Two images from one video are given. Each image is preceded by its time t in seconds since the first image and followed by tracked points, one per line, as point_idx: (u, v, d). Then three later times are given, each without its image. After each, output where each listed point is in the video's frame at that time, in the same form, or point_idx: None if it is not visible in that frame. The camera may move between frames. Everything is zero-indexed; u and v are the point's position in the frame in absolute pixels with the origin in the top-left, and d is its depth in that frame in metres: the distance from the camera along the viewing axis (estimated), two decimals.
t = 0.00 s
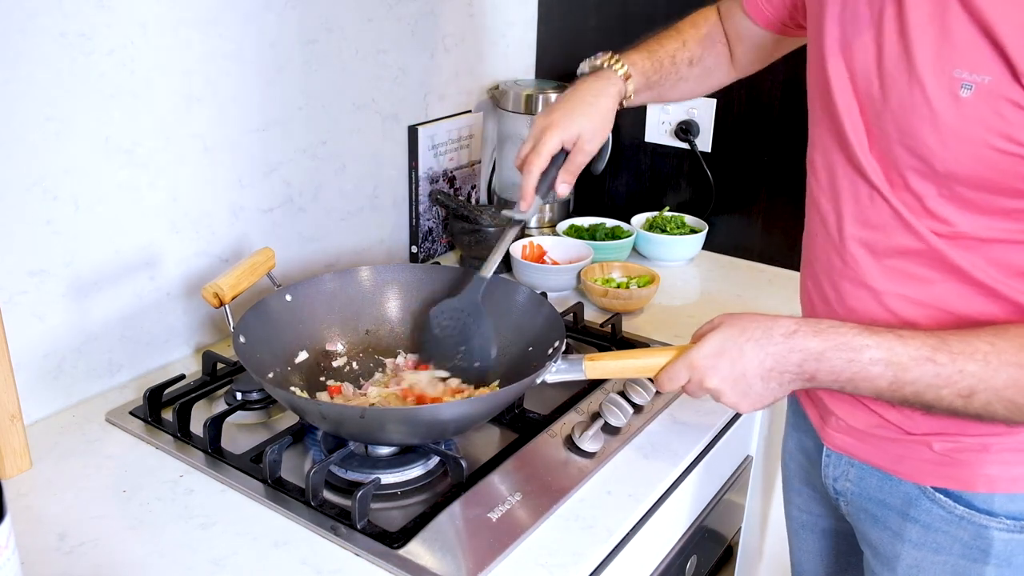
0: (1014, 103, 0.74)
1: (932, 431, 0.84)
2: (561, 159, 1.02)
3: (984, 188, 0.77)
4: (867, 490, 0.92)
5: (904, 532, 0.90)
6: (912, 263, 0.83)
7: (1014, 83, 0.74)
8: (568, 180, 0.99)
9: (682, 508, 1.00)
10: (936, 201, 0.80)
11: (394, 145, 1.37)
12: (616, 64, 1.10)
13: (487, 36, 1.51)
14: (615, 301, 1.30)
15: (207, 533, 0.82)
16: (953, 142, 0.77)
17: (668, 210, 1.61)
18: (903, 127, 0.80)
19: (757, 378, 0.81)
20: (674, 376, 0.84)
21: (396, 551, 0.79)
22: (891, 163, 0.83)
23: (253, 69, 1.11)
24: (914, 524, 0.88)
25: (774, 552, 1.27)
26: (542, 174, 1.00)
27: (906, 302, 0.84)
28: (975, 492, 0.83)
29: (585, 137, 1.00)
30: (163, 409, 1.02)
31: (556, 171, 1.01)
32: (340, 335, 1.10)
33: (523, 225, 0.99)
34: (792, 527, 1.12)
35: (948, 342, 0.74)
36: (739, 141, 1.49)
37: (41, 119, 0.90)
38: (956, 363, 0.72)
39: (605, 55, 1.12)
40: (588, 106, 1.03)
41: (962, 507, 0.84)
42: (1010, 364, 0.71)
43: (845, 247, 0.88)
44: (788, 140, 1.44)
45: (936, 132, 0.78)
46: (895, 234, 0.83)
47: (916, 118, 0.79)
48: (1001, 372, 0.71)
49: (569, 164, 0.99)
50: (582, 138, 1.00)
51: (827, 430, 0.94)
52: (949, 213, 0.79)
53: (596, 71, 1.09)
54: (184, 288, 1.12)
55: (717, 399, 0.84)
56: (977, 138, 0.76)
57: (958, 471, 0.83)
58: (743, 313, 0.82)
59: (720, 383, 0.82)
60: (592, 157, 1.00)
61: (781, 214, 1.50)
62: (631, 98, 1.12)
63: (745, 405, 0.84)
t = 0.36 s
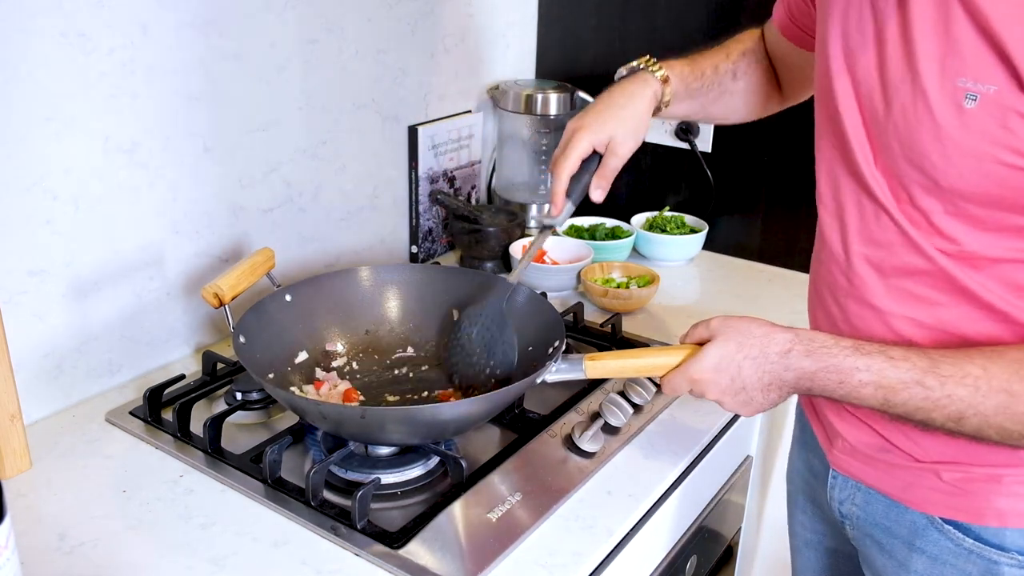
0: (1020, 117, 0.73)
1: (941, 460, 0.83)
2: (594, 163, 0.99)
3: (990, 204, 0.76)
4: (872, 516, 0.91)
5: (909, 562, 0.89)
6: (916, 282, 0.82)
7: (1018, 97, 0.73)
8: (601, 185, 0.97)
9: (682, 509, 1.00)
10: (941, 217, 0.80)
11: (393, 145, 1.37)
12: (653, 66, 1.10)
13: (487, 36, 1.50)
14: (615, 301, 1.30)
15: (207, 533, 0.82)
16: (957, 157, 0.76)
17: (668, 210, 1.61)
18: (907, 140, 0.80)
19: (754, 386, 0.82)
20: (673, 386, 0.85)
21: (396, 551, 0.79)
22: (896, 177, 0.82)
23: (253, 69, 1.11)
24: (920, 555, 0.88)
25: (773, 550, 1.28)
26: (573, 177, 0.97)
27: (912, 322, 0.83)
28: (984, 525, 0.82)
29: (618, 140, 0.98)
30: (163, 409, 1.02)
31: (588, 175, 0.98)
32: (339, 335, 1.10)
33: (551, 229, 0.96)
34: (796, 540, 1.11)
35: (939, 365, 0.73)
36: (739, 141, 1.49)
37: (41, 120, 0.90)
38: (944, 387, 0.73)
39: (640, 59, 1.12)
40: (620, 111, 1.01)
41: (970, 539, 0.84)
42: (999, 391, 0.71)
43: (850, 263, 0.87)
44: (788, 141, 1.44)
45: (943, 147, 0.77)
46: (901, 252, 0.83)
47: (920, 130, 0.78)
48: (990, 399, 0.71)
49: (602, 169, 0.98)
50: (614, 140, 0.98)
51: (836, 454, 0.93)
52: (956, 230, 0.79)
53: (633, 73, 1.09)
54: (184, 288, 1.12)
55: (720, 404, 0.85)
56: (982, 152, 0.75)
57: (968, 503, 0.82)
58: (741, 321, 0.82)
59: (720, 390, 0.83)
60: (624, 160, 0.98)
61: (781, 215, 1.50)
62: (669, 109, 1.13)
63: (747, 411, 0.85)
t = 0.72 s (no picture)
0: (1008, 129, 0.71)
1: (922, 478, 0.81)
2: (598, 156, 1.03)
3: (975, 219, 0.74)
4: (856, 530, 0.90)
5: None
6: (901, 296, 0.81)
7: (1008, 108, 0.71)
8: (597, 180, 1.00)
9: (682, 509, 1.00)
10: (927, 230, 0.78)
11: (393, 144, 1.37)
12: (675, 78, 1.10)
13: (487, 37, 1.51)
14: (615, 301, 1.30)
15: (205, 534, 0.82)
16: (944, 168, 0.74)
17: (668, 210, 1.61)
18: (897, 150, 0.78)
19: (749, 389, 0.82)
20: (670, 386, 0.84)
21: (396, 551, 0.79)
22: (886, 186, 0.80)
23: (253, 69, 1.11)
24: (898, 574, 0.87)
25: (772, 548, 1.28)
26: (572, 167, 1.01)
27: (896, 336, 0.82)
28: (960, 547, 0.80)
29: (622, 138, 1.02)
30: (163, 409, 1.02)
31: (588, 168, 1.01)
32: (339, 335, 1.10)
33: (540, 214, 1.00)
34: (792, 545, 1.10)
35: (923, 381, 0.72)
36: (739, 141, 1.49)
37: (41, 120, 0.90)
38: (926, 403, 0.71)
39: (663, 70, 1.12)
40: (634, 112, 1.04)
41: (948, 561, 0.82)
42: (975, 412, 0.70)
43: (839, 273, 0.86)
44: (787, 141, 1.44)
45: (929, 157, 0.75)
46: (888, 263, 0.81)
47: (910, 140, 0.77)
48: (968, 420, 0.70)
49: (602, 165, 1.01)
50: (618, 138, 1.02)
51: (824, 467, 0.91)
52: (941, 243, 0.77)
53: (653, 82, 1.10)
54: (184, 288, 1.12)
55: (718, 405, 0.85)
56: (968, 165, 0.73)
57: (946, 524, 0.80)
58: (739, 322, 0.82)
59: (717, 391, 0.83)
60: (625, 160, 1.02)
61: (781, 215, 1.50)
62: (696, 116, 1.12)
63: (744, 412, 0.85)
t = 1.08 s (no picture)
0: (994, 129, 0.70)
1: (909, 485, 0.81)
2: (558, 211, 0.99)
3: (963, 221, 0.73)
4: (850, 532, 0.90)
5: None
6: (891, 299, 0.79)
7: (994, 109, 0.70)
8: (556, 237, 0.99)
9: (682, 510, 1.00)
10: (916, 232, 0.76)
11: (393, 145, 1.37)
12: (639, 128, 1.06)
13: (487, 37, 1.51)
14: (615, 301, 1.30)
15: (205, 534, 0.82)
16: (932, 168, 0.73)
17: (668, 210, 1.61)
18: (890, 151, 0.77)
19: (745, 387, 0.81)
20: (669, 387, 0.84)
21: (396, 551, 0.79)
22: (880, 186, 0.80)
23: (252, 69, 1.11)
24: None
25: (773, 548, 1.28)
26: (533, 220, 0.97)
27: (887, 340, 0.80)
28: (944, 555, 0.81)
29: (584, 193, 0.98)
30: (163, 410, 1.02)
31: (551, 222, 0.98)
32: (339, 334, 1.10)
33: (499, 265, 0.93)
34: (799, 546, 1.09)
35: (912, 384, 0.70)
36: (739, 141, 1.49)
37: (41, 120, 0.90)
38: (913, 407, 0.70)
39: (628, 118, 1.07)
40: (596, 165, 1.01)
41: (932, 569, 0.82)
42: (958, 417, 0.68)
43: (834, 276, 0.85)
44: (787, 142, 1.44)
45: (918, 156, 0.74)
46: (878, 266, 0.80)
47: (901, 140, 0.76)
48: (953, 425, 0.68)
49: (563, 220, 0.99)
50: (580, 193, 0.98)
51: (824, 468, 0.91)
52: (932, 246, 0.75)
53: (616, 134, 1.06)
54: (184, 287, 1.12)
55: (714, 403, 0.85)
56: (955, 166, 0.72)
57: (929, 531, 0.81)
58: (737, 322, 0.81)
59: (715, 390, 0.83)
60: (587, 216, 0.99)
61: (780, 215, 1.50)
62: (665, 165, 1.09)
63: (745, 413, 0.84)
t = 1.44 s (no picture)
0: (998, 125, 0.69)
1: (910, 487, 0.81)
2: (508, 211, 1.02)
3: (968, 218, 0.72)
4: (850, 534, 0.90)
5: None
6: (894, 297, 0.79)
7: (1001, 106, 0.69)
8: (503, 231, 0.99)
9: (682, 509, 1.00)
10: (920, 230, 0.75)
11: (393, 145, 1.37)
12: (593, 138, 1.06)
13: (488, 38, 1.51)
14: (615, 301, 1.30)
15: (206, 534, 0.82)
16: (939, 166, 0.72)
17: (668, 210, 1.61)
18: (894, 148, 0.76)
19: (735, 384, 0.79)
20: (664, 385, 0.84)
21: (396, 551, 0.79)
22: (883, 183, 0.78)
23: (252, 69, 1.11)
24: None
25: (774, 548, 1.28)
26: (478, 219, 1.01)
27: (888, 337, 0.80)
28: (944, 558, 0.81)
29: (529, 190, 1.00)
30: (163, 410, 1.02)
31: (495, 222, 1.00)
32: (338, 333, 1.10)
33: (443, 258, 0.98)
34: (803, 548, 1.09)
35: (904, 376, 0.69)
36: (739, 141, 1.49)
37: (42, 120, 0.90)
38: (903, 399, 0.69)
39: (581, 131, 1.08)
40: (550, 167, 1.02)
41: (933, 571, 0.82)
42: (950, 410, 0.67)
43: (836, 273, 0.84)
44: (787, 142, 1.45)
45: (924, 153, 0.73)
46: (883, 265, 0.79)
47: (906, 137, 0.75)
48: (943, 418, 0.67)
49: (510, 216, 0.99)
50: (525, 190, 1.00)
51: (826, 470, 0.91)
52: (937, 243, 0.74)
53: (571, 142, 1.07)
54: (184, 287, 1.12)
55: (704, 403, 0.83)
56: (961, 163, 0.71)
57: (930, 534, 0.81)
58: (726, 318, 0.80)
59: (707, 390, 0.81)
60: (533, 212, 1.00)
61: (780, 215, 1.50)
62: (622, 175, 1.08)
63: (732, 412, 0.82)
